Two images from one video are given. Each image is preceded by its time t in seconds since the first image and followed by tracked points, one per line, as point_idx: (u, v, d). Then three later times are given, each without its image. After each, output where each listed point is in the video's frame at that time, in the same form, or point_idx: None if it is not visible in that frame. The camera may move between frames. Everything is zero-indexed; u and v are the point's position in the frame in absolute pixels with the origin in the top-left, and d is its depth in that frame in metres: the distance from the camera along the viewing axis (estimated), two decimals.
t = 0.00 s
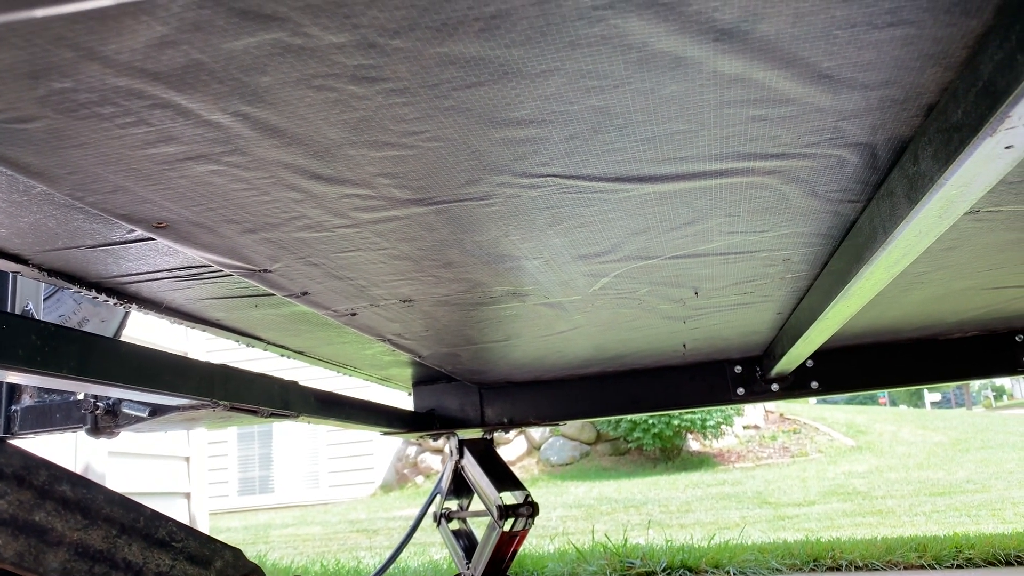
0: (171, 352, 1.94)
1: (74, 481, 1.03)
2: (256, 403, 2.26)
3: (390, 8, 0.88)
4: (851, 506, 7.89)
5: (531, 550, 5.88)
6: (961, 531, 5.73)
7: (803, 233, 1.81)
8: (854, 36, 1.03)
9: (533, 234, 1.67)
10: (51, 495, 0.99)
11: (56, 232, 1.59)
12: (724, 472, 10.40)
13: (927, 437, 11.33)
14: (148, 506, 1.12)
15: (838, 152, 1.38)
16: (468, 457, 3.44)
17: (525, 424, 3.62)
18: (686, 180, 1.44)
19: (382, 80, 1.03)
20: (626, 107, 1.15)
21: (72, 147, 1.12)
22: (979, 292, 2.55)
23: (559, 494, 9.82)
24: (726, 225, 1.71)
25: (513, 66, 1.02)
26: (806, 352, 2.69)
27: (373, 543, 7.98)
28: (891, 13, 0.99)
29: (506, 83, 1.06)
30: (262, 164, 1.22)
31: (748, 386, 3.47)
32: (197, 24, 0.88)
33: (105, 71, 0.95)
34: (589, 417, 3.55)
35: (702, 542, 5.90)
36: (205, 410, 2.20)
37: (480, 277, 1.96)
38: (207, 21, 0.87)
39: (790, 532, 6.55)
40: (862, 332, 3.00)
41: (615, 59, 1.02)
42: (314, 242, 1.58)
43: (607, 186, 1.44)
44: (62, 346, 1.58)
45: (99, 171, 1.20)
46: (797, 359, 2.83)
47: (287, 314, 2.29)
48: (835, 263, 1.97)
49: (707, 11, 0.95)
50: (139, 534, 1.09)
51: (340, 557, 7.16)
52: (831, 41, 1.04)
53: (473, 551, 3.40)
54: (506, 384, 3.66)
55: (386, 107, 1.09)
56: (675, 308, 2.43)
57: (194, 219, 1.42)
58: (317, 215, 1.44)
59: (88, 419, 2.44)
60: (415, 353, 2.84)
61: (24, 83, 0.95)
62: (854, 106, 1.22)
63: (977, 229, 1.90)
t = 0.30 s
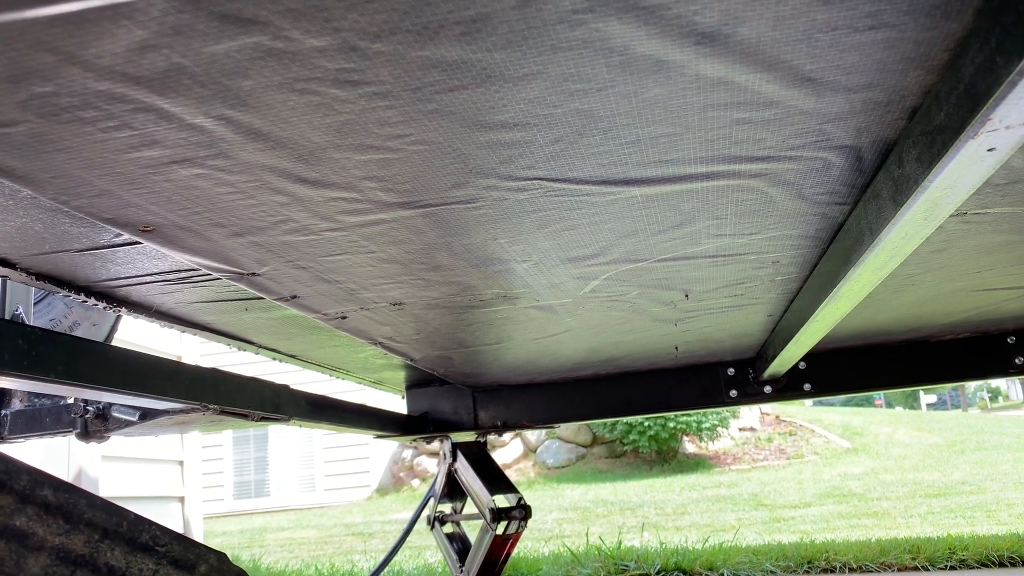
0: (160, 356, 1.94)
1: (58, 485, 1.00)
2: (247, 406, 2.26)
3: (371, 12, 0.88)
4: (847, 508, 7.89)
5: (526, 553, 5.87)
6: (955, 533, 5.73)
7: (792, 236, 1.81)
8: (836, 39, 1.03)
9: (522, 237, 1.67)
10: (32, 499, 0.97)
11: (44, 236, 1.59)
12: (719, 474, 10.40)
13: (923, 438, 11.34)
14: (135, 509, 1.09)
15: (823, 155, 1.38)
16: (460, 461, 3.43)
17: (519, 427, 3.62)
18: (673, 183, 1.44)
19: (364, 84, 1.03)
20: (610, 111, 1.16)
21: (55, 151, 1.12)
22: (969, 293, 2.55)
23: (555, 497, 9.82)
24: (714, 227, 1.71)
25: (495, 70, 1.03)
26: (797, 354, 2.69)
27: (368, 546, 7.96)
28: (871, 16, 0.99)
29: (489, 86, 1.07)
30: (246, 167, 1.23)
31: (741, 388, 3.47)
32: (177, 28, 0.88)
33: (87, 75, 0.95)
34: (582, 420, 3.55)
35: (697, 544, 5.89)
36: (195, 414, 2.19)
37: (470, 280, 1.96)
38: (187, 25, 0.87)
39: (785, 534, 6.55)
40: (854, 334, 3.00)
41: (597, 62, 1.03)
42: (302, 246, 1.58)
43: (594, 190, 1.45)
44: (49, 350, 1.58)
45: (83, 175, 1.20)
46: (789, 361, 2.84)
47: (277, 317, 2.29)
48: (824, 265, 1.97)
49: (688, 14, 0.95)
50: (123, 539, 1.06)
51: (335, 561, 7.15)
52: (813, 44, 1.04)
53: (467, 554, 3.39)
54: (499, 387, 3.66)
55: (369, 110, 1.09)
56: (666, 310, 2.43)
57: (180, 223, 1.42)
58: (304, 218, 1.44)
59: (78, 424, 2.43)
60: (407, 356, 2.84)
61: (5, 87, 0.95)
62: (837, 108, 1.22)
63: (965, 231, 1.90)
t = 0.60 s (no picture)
0: (148, 362, 1.93)
1: (41, 493, 1.01)
2: (236, 411, 2.26)
3: (351, 19, 0.88)
4: (841, 509, 7.91)
5: (520, 556, 5.87)
6: (947, 533, 5.75)
7: (779, 239, 1.82)
8: (817, 44, 1.04)
9: (510, 241, 1.67)
10: (13, 507, 0.98)
11: (30, 242, 1.59)
12: (715, 475, 10.41)
13: (917, 439, 11.37)
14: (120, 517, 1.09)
15: (808, 159, 1.39)
16: (453, 464, 3.42)
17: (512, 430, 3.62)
18: (658, 187, 1.45)
19: (347, 90, 1.03)
20: (594, 116, 1.16)
21: (38, 158, 1.12)
22: (958, 295, 2.56)
23: (550, 500, 9.82)
24: (701, 231, 1.71)
25: (478, 76, 1.03)
26: (788, 356, 2.70)
27: (362, 550, 7.95)
28: (851, 21, 1.00)
29: (473, 92, 1.07)
30: (231, 174, 1.23)
31: (733, 390, 3.48)
32: (157, 35, 0.88)
33: (67, 82, 0.95)
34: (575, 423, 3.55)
35: (691, 547, 5.90)
36: (184, 419, 2.19)
37: (459, 284, 1.96)
38: (167, 33, 0.88)
39: (779, 536, 6.56)
40: (844, 335, 3.01)
41: (578, 68, 1.03)
42: (289, 251, 1.58)
43: (580, 194, 1.45)
44: (35, 357, 1.57)
45: (67, 182, 1.20)
46: (780, 363, 2.84)
47: (267, 322, 2.29)
48: (812, 268, 1.98)
49: (668, 20, 0.95)
50: (105, 547, 1.06)
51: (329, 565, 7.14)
52: (794, 48, 1.04)
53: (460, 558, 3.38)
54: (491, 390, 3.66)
55: (352, 116, 1.09)
56: (656, 313, 2.43)
57: (166, 229, 1.42)
58: (290, 224, 1.44)
59: (67, 430, 2.42)
60: (398, 360, 2.84)
61: None
62: (820, 113, 1.23)
63: (951, 233, 1.91)
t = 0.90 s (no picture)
0: (131, 369, 1.93)
1: (11, 504, 1.03)
2: (221, 417, 2.25)
3: (321, 27, 0.88)
4: (833, 510, 7.92)
5: (512, 559, 5.86)
6: (938, 534, 5.77)
7: (761, 243, 1.82)
8: (789, 51, 1.04)
9: (492, 247, 1.67)
10: None
11: (9, 250, 1.58)
12: (708, 477, 10.42)
13: (909, 440, 11.40)
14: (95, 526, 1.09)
15: (786, 164, 1.39)
16: (442, 468, 3.42)
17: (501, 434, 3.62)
18: (638, 192, 1.45)
19: (320, 98, 1.02)
20: (569, 123, 1.16)
21: (12, 167, 1.11)
22: (943, 297, 2.57)
23: (543, 503, 9.81)
24: (683, 235, 1.72)
25: (451, 83, 1.02)
26: (775, 359, 2.70)
27: (354, 554, 7.93)
28: (823, 28, 1.00)
29: (447, 100, 1.06)
30: (207, 181, 1.23)
31: (722, 393, 3.48)
32: (126, 45, 0.87)
33: (39, 92, 0.94)
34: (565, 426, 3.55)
35: (682, 549, 5.90)
36: (169, 426, 2.18)
37: (443, 290, 1.95)
38: (136, 42, 0.87)
39: (771, 537, 6.57)
40: (832, 338, 3.01)
41: (552, 75, 1.03)
42: (270, 257, 1.57)
43: (560, 200, 1.45)
44: (15, 365, 1.57)
45: (43, 190, 1.20)
46: (768, 366, 2.85)
47: (253, 328, 2.28)
48: (795, 272, 1.98)
49: (639, 28, 0.96)
50: (80, 556, 1.06)
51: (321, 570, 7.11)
52: (767, 56, 1.05)
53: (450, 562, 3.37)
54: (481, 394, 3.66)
55: (327, 123, 1.09)
56: (642, 317, 2.44)
57: (145, 236, 1.41)
58: (270, 231, 1.44)
59: (51, 437, 2.41)
60: (386, 365, 2.83)
61: None
62: (796, 119, 1.23)
63: (934, 236, 1.91)
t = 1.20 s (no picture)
0: (115, 372, 1.92)
1: None
2: (206, 421, 2.25)
3: (297, 30, 0.88)
4: (823, 513, 7.95)
5: (502, 562, 5.85)
6: (925, 536, 5.79)
7: (745, 246, 1.83)
8: (766, 55, 1.05)
9: (476, 250, 1.67)
10: None
11: None
12: (699, 480, 10.43)
13: (899, 442, 11.44)
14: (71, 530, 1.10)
15: (766, 167, 1.40)
16: (430, 471, 3.41)
17: (490, 437, 3.61)
18: (620, 195, 1.46)
19: (297, 100, 1.02)
20: (548, 126, 1.17)
21: None
22: (928, 300, 2.59)
23: (533, 506, 9.81)
24: (666, 238, 1.73)
25: (430, 86, 1.02)
26: (762, 361, 2.71)
27: (344, 558, 7.91)
28: (799, 32, 1.00)
29: (426, 102, 1.06)
30: (187, 183, 1.22)
31: (710, 396, 3.49)
32: (101, 47, 0.87)
33: (14, 94, 0.94)
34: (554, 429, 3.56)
35: (672, 552, 5.90)
36: (152, 429, 2.17)
37: (428, 292, 1.95)
38: (111, 45, 0.87)
39: (761, 540, 6.59)
40: (818, 340, 3.02)
41: (530, 79, 1.03)
42: (252, 260, 1.57)
43: (543, 203, 1.45)
44: None
45: (21, 192, 1.19)
46: (754, 369, 2.85)
47: (238, 331, 2.28)
48: (779, 274, 1.99)
49: (616, 32, 0.96)
50: (56, 561, 1.07)
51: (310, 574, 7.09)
52: (744, 59, 1.05)
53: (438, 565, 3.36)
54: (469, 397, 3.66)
55: (305, 126, 1.09)
56: (628, 319, 2.44)
57: (126, 239, 1.41)
58: (251, 233, 1.44)
59: (35, 440, 2.39)
60: (373, 368, 2.83)
61: None
62: (775, 122, 1.24)
63: (916, 239, 1.92)
